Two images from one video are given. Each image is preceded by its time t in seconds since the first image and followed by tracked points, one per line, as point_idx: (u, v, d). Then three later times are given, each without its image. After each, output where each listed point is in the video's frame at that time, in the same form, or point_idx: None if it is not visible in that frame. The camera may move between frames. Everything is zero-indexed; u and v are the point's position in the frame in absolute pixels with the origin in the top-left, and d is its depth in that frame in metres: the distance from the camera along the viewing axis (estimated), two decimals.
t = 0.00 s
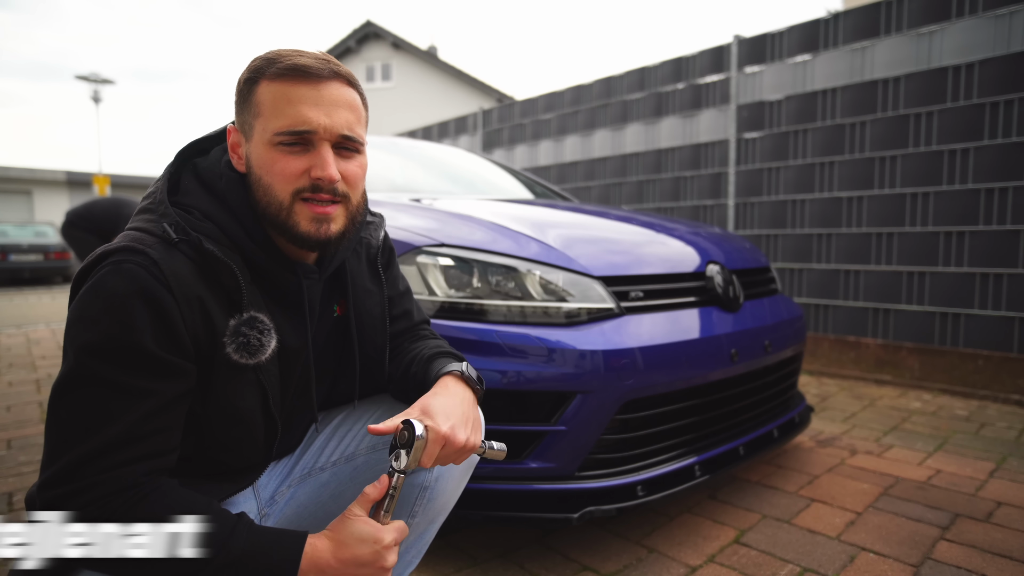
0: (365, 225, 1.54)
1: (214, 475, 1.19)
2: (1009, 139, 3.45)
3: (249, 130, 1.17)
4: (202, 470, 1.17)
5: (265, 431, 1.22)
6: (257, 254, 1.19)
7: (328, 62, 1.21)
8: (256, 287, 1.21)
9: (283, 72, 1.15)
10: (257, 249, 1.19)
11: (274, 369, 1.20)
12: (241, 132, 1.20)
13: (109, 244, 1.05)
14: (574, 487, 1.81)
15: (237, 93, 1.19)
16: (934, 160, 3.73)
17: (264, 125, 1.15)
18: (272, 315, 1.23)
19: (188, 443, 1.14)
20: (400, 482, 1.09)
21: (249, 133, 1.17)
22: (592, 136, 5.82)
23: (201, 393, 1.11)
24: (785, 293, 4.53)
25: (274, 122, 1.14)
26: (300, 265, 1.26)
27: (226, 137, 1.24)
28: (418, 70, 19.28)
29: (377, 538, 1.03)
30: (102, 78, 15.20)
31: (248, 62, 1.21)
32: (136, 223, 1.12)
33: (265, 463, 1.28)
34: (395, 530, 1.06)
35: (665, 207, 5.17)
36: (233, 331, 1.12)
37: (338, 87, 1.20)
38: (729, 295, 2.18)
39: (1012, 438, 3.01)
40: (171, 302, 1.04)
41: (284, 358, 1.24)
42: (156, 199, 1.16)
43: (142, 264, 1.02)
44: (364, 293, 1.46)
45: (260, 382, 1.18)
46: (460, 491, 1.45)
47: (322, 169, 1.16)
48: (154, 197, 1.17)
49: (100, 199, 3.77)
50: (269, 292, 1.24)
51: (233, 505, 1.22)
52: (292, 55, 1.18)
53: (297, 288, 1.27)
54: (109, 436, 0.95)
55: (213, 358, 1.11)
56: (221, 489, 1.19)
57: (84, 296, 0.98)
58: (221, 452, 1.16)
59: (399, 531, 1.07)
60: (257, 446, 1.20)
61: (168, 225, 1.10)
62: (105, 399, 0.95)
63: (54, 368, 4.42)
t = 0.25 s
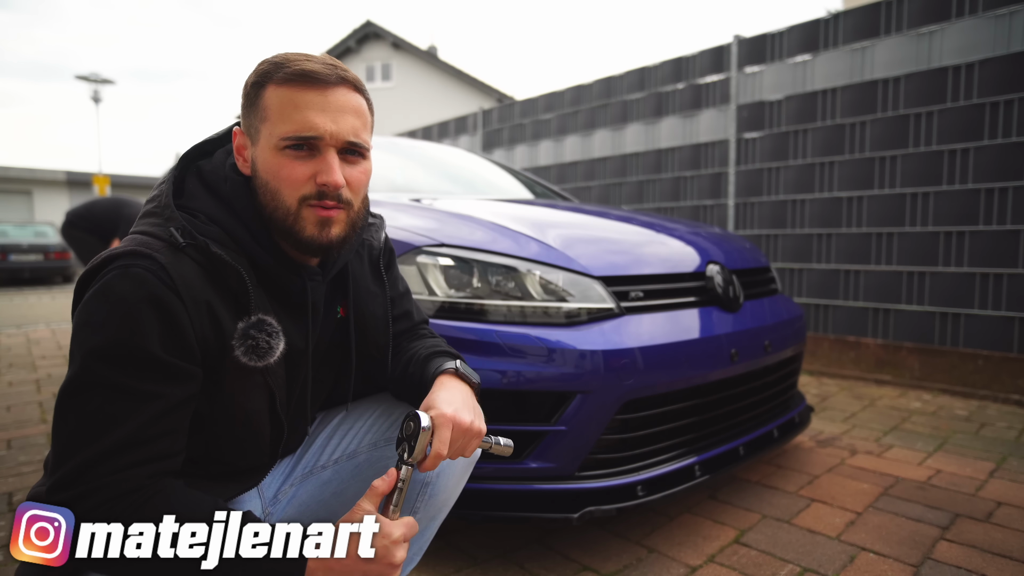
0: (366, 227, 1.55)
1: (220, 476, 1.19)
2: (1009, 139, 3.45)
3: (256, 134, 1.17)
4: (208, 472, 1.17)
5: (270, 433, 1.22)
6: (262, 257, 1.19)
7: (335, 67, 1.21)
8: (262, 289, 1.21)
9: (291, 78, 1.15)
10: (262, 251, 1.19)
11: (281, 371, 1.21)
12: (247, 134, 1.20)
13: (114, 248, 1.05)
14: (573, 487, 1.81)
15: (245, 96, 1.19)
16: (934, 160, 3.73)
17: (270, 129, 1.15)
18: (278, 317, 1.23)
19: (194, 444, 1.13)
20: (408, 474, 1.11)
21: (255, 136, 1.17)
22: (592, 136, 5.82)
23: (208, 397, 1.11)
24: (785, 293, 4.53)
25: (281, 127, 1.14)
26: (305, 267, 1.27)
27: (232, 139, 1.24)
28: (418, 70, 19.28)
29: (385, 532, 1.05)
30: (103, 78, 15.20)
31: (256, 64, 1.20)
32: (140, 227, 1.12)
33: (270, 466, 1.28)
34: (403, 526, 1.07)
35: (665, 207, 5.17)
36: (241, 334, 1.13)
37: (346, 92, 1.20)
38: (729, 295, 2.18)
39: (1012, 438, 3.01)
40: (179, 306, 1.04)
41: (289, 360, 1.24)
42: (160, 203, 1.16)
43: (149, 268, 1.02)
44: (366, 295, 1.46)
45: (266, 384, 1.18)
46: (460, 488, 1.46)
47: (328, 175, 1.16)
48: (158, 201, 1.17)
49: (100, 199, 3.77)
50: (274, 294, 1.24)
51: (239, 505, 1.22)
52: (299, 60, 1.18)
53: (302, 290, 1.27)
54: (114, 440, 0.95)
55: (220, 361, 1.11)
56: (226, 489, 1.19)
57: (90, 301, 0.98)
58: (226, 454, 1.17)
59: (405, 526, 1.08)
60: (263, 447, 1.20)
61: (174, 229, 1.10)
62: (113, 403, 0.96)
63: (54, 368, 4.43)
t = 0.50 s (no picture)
0: (366, 226, 1.54)
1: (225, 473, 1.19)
2: (1009, 139, 3.45)
3: (258, 134, 1.17)
4: (214, 470, 1.18)
5: (272, 431, 1.23)
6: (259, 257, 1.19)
7: (338, 68, 1.20)
8: (260, 288, 1.21)
9: (294, 79, 1.15)
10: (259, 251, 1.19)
11: (280, 369, 1.20)
12: (248, 133, 1.19)
13: (110, 248, 1.05)
14: (573, 487, 1.81)
15: (248, 94, 1.19)
16: (934, 160, 3.73)
17: (272, 130, 1.15)
18: (277, 317, 1.23)
19: (198, 443, 1.14)
20: (417, 467, 1.10)
21: (256, 136, 1.17)
22: (592, 136, 5.82)
23: (207, 395, 1.11)
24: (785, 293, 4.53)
25: (283, 128, 1.14)
26: (302, 267, 1.26)
27: (232, 137, 1.24)
28: (418, 70, 19.28)
29: (389, 518, 1.08)
30: (103, 78, 15.20)
31: (259, 62, 1.20)
32: (136, 227, 1.12)
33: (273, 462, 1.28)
34: (409, 512, 1.11)
35: (665, 207, 5.17)
36: (238, 333, 1.12)
37: (349, 94, 1.19)
38: (729, 294, 2.18)
39: (1012, 438, 3.01)
40: (176, 305, 1.04)
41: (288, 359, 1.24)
42: (156, 203, 1.16)
43: (144, 268, 1.02)
44: (366, 294, 1.45)
45: (266, 382, 1.18)
46: (464, 490, 1.47)
47: (328, 178, 1.16)
48: (154, 201, 1.17)
49: (100, 199, 3.77)
50: (273, 294, 1.24)
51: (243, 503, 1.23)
52: (303, 60, 1.18)
53: (299, 289, 1.26)
54: (118, 441, 0.95)
55: (219, 360, 1.11)
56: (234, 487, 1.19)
57: (87, 302, 0.98)
58: (230, 453, 1.17)
59: (412, 513, 1.12)
60: (265, 445, 1.20)
61: (170, 230, 1.10)
62: (115, 403, 0.96)
63: (54, 368, 4.43)
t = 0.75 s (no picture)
0: (375, 233, 1.55)
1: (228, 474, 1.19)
2: (1008, 139, 3.45)
3: (268, 141, 1.16)
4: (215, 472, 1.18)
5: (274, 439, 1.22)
6: (260, 265, 1.20)
7: (352, 77, 1.19)
8: (261, 297, 1.21)
9: (308, 88, 1.13)
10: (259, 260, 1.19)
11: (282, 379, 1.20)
12: (259, 138, 1.19)
13: (108, 252, 1.06)
14: (573, 487, 1.81)
15: (260, 98, 1.18)
16: (934, 160, 3.73)
17: (282, 138, 1.14)
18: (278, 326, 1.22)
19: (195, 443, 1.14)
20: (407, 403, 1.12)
21: (266, 143, 1.16)
22: (592, 136, 5.82)
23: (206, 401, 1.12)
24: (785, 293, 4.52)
25: (294, 137, 1.13)
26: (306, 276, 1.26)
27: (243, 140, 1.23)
28: (418, 70, 19.28)
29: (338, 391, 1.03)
30: (103, 78, 15.19)
31: (274, 66, 1.19)
32: (137, 233, 1.13)
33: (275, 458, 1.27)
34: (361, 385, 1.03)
35: (665, 207, 5.17)
36: (235, 344, 1.12)
37: (361, 105, 1.18)
38: (729, 295, 2.18)
39: (1012, 438, 3.01)
40: (171, 315, 1.04)
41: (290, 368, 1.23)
42: (160, 207, 1.17)
43: (140, 278, 1.03)
44: (371, 302, 1.45)
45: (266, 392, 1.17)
46: (466, 496, 1.49)
47: (336, 191, 1.14)
48: (158, 205, 1.18)
49: (100, 199, 3.77)
50: (273, 302, 1.24)
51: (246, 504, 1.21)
52: (318, 67, 1.16)
53: (301, 298, 1.26)
54: (108, 444, 0.96)
55: (216, 369, 1.11)
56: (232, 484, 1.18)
57: (83, 311, 0.99)
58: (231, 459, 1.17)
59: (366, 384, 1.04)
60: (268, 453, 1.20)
61: (169, 238, 1.11)
62: (104, 410, 0.97)
63: (54, 368, 4.43)
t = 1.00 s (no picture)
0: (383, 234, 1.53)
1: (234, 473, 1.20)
2: (1008, 139, 3.45)
3: (267, 150, 1.16)
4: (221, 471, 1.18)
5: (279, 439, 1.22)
6: (265, 266, 1.20)
7: (351, 84, 1.16)
8: (268, 298, 1.21)
9: (304, 96, 1.12)
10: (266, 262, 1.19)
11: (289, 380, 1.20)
12: (260, 145, 1.18)
13: (117, 252, 1.06)
14: (573, 487, 1.81)
15: (261, 106, 1.17)
16: (933, 160, 3.73)
17: (279, 148, 1.13)
18: (284, 326, 1.22)
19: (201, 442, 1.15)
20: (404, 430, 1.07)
21: (266, 151, 1.16)
22: (592, 136, 5.82)
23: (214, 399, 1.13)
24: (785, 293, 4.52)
25: (290, 147, 1.12)
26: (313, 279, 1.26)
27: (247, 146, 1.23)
28: (418, 70, 19.28)
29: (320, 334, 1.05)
30: (103, 78, 15.18)
31: (273, 72, 1.18)
32: (146, 233, 1.13)
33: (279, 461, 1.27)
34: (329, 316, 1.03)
35: (665, 207, 5.17)
36: (243, 345, 1.12)
37: (359, 112, 1.15)
38: (729, 295, 2.18)
39: (1012, 438, 3.01)
40: (178, 317, 1.04)
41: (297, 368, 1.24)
42: (167, 209, 1.17)
43: (147, 279, 1.03)
44: (377, 303, 1.45)
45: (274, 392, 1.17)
46: (468, 499, 1.50)
47: (332, 202, 1.13)
48: (167, 207, 1.18)
49: (99, 199, 3.77)
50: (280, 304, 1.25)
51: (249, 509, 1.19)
52: (316, 75, 1.15)
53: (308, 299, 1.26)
54: (111, 438, 0.97)
55: (223, 369, 1.12)
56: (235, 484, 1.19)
57: (94, 312, 1.00)
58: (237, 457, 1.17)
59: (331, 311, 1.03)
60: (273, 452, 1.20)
61: (176, 239, 1.11)
62: (111, 408, 0.98)
63: (54, 368, 4.43)
